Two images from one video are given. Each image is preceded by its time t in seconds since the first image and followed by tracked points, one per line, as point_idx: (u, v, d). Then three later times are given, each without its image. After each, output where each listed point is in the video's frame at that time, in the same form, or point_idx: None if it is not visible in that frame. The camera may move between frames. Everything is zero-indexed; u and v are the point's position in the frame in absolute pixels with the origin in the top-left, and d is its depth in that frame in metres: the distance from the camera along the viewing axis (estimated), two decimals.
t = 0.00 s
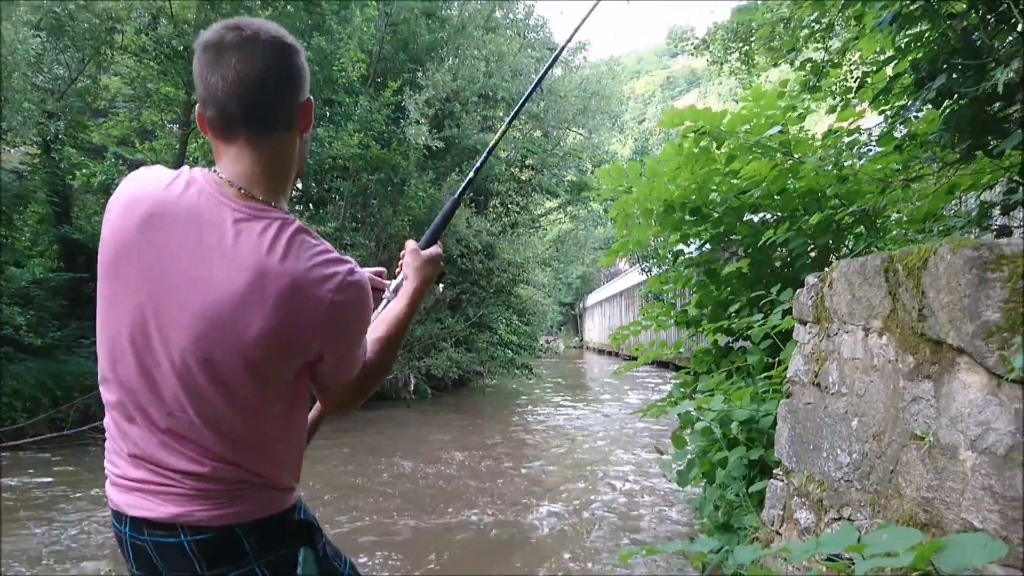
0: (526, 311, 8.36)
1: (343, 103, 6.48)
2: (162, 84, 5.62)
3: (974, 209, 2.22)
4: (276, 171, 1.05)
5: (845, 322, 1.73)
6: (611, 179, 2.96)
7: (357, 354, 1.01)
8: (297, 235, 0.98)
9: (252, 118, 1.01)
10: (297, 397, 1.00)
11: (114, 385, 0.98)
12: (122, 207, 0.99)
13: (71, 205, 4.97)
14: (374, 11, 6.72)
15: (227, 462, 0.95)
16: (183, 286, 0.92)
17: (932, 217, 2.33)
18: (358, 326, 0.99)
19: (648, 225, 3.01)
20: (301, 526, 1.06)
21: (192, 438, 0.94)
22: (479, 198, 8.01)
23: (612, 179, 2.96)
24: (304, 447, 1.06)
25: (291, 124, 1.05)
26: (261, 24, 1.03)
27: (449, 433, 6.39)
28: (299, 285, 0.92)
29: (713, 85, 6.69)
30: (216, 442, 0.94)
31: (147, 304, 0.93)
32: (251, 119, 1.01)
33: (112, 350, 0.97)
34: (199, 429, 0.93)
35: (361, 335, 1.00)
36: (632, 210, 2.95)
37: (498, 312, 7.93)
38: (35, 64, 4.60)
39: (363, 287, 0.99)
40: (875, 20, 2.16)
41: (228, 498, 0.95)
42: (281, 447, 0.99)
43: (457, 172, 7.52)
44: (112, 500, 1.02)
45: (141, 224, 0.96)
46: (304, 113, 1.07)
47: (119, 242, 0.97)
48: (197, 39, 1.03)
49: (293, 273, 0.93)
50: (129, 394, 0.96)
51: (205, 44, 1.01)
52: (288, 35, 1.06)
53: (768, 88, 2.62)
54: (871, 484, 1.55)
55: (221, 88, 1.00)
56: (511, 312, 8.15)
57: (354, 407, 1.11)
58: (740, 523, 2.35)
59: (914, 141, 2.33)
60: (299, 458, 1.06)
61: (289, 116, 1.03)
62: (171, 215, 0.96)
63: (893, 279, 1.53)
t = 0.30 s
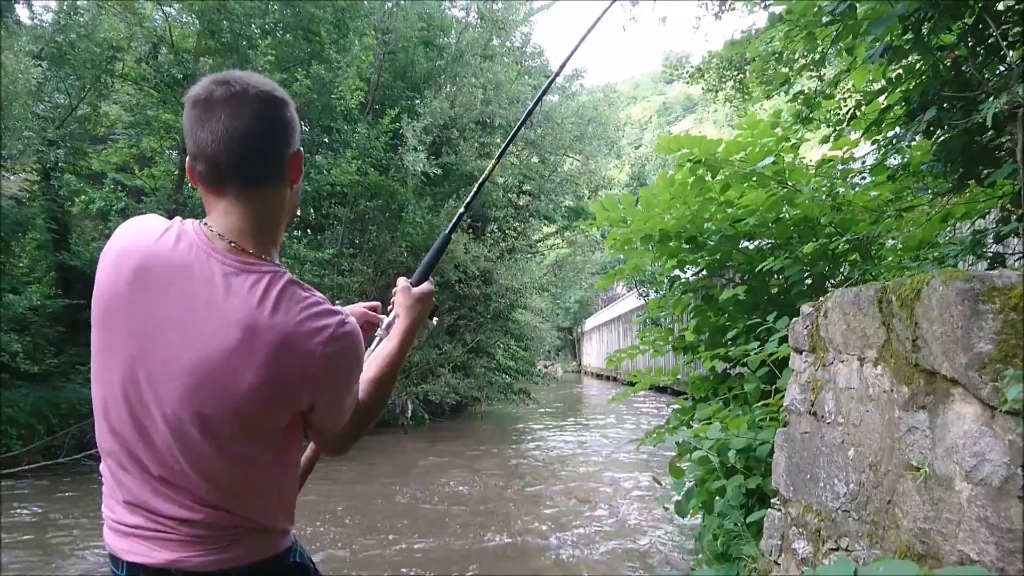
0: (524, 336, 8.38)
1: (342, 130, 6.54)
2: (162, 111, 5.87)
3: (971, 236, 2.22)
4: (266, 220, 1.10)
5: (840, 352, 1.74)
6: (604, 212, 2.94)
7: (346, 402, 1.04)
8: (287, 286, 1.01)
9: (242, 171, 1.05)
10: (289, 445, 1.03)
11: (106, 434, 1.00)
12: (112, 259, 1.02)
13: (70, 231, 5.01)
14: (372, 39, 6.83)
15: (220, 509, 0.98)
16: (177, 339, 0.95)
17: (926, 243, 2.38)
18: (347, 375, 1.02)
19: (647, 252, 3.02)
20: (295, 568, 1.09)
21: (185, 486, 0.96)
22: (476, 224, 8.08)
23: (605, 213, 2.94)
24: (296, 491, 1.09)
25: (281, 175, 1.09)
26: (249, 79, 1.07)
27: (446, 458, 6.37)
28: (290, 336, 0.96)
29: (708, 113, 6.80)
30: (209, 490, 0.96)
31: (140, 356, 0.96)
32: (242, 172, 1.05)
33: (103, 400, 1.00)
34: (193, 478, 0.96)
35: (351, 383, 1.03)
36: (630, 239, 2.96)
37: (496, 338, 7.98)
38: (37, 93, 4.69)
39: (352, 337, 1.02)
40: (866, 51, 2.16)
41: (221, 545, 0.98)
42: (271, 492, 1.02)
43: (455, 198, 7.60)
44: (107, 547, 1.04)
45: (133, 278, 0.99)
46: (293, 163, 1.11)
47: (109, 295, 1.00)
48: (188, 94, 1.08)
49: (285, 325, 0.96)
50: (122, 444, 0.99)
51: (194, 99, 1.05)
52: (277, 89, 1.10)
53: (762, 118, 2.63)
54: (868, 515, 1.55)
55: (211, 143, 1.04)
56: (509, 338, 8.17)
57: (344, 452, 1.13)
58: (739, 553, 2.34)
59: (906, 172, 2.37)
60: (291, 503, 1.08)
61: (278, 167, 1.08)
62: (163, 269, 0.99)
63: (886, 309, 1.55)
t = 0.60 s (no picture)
0: (523, 360, 8.37)
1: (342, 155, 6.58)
2: (162, 136, 5.79)
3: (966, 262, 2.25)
4: (272, 242, 1.16)
5: (839, 378, 1.75)
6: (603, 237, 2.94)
7: (348, 414, 1.10)
8: (293, 304, 1.07)
9: (249, 195, 1.12)
10: (295, 457, 1.09)
11: (117, 451, 1.05)
12: (121, 283, 1.06)
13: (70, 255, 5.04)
14: (373, 66, 6.92)
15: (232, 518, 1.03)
16: (190, 358, 1.01)
17: (923, 269, 2.40)
18: (350, 388, 1.08)
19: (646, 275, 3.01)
20: None
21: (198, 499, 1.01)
22: (475, 248, 8.12)
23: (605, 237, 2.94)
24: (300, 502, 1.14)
25: (284, 200, 1.16)
26: (254, 108, 1.13)
27: (444, 484, 6.33)
28: (298, 351, 1.02)
29: (707, 137, 6.87)
30: (221, 501, 1.02)
31: (154, 376, 1.01)
32: (248, 196, 1.12)
33: (115, 420, 1.05)
34: (206, 490, 1.01)
35: (353, 396, 1.10)
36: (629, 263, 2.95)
37: (494, 361, 7.97)
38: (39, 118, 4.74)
39: (354, 352, 1.08)
40: (860, 81, 2.17)
41: (232, 553, 1.03)
42: (279, 502, 1.07)
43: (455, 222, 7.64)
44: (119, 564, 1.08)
45: (144, 301, 1.03)
46: (296, 188, 1.18)
47: (121, 319, 1.04)
48: (194, 126, 1.14)
49: (293, 341, 1.02)
50: (134, 461, 1.03)
51: (202, 128, 1.11)
52: (281, 118, 1.17)
53: (757, 146, 2.66)
54: (869, 542, 1.55)
55: (219, 169, 1.10)
56: (508, 361, 8.16)
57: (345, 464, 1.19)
58: None
59: (902, 200, 2.38)
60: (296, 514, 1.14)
61: (282, 191, 1.15)
62: (174, 291, 1.04)
63: (885, 335, 1.56)
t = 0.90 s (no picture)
0: (524, 383, 8.36)
1: (344, 179, 6.63)
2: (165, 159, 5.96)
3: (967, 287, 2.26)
4: (290, 264, 1.19)
5: (841, 405, 1.75)
6: (605, 262, 2.94)
7: (364, 430, 1.12)
8: (310, 322, 1.10)
9: (267, 218, 1.14)
10: (314, 471, 1.11)
11: (140, 468, 1.08)
12: (146, 305, 1.10)
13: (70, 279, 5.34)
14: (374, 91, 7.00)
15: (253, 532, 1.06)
16: (210, 375, 1.04)
17: (924, 294, 2.41)
18: (366, 403, 1.10)
19: (647, 300, 3.01)
20: None
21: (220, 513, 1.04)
22: (476, 272, 8.16)
23: (608, 262, 2.93)
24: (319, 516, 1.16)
25: (302, 222, 1.18)
26: (274, 135, 1.17)
27: (444, 509, 6.26)
28: (314, 368, 1.04)
29: (705, 161, 6.95)
30: (241, 515, 1.04)
31: (176, 394, 1.04)
32: (266, 219, 1.14)
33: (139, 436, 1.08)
34: (227, 505, 1.04)
35: (369, 411, 1.11)
36: (630, 288, 2.95)
37: (495, 385, 7.96)
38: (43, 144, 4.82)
39: (371, 369, 1.10)
40: (859, 109, 2.19)
41: (252, 566, 1.06)
42: (297, 516, 1.09)
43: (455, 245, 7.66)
44: None
45: (167, 322, 1.07)
46: (313, 213, 1.20)
47: (145, 338, 1.07)
48: (215, 152, 1.18)
49: (310, 358, 1.05)
50: (157, 478, 1.06)
51: (222, 154, 1.15)
52: (299, 144, 1.20)
53: (756, 173, 2.68)
54: (874, 572, 1.53)
55: (238, 192, 1.13)
56: (508, 384, 8.15)
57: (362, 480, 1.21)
58: None
59: (902, 225, 2.39)
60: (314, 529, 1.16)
61: (299, 215, 1.17)
62: (196, 312, 1.08)
63: (887, 363, 1.56)
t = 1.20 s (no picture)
0: (525, 405, 8.35)
1: (345, 201, 6.68)
2: (167, 181, 6.09)
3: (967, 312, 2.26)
4: (320, 293, 1.19)
5: (843, 432, 1.76)
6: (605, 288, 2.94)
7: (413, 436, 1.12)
8: (351, 333, 1.11)
9: (297, 247, 1.16)
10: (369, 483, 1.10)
11: (198, 503, 1.05)
12: (192, 338, 1.11)
13: (74, 299, 5.67)
14: (376, 114, 7.10)
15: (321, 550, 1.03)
16: (265, 390, 1.04)
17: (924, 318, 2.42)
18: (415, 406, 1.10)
19: (646, 325, 3.00)
20: None
21: (288, 533, 1.01)
22: (477, 293, 8.20)
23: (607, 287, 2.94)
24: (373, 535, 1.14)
25: (331, 246, 1.20)
26: (301, 171, 1.19)
27: (442, 532, 6.21)
28: (365, 368, 1.05)
29: (704, 183, 7.00)
30: (303, 531, 1.02)
31: (233, 415, 1.04)
32: (298, 248, 1.16)
33: (194, 464, 1.06)
34: (292, 522, 1.01)
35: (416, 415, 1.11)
36: (628, 313, 2.96)
37: (497, 406, 7.94)
38: (46, 168, 4.94)
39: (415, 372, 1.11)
40: (857, 136, 2.22)
41: None
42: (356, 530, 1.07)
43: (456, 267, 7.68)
44: None
45: (218, 347, 1.07)
46: (336, 242, 1.21)
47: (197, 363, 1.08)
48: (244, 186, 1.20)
49: (360, 359, 1.06)
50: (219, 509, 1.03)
51: (252, 188, 1.17)
52: (323, 178, 1.23)
53: (756, 198, 2.70)
54: None
55: (271, 222, 1.15)
56: (510, 406, 8.14)
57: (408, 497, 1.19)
58: None
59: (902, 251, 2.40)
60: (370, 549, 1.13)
61: (325, 244, 1.19)
62: (246, 333, 1.09)
63: (887, 391, 1.57)
